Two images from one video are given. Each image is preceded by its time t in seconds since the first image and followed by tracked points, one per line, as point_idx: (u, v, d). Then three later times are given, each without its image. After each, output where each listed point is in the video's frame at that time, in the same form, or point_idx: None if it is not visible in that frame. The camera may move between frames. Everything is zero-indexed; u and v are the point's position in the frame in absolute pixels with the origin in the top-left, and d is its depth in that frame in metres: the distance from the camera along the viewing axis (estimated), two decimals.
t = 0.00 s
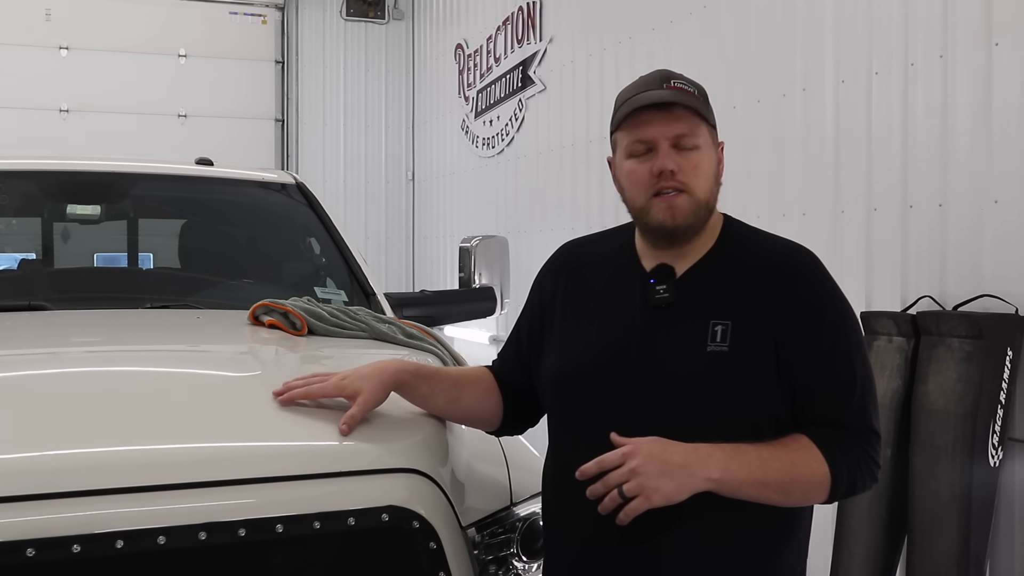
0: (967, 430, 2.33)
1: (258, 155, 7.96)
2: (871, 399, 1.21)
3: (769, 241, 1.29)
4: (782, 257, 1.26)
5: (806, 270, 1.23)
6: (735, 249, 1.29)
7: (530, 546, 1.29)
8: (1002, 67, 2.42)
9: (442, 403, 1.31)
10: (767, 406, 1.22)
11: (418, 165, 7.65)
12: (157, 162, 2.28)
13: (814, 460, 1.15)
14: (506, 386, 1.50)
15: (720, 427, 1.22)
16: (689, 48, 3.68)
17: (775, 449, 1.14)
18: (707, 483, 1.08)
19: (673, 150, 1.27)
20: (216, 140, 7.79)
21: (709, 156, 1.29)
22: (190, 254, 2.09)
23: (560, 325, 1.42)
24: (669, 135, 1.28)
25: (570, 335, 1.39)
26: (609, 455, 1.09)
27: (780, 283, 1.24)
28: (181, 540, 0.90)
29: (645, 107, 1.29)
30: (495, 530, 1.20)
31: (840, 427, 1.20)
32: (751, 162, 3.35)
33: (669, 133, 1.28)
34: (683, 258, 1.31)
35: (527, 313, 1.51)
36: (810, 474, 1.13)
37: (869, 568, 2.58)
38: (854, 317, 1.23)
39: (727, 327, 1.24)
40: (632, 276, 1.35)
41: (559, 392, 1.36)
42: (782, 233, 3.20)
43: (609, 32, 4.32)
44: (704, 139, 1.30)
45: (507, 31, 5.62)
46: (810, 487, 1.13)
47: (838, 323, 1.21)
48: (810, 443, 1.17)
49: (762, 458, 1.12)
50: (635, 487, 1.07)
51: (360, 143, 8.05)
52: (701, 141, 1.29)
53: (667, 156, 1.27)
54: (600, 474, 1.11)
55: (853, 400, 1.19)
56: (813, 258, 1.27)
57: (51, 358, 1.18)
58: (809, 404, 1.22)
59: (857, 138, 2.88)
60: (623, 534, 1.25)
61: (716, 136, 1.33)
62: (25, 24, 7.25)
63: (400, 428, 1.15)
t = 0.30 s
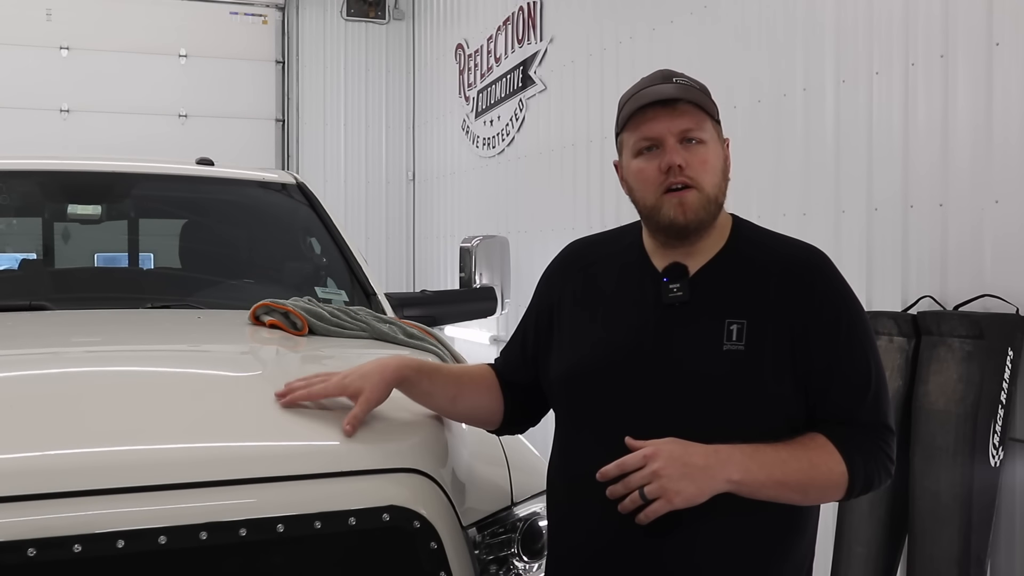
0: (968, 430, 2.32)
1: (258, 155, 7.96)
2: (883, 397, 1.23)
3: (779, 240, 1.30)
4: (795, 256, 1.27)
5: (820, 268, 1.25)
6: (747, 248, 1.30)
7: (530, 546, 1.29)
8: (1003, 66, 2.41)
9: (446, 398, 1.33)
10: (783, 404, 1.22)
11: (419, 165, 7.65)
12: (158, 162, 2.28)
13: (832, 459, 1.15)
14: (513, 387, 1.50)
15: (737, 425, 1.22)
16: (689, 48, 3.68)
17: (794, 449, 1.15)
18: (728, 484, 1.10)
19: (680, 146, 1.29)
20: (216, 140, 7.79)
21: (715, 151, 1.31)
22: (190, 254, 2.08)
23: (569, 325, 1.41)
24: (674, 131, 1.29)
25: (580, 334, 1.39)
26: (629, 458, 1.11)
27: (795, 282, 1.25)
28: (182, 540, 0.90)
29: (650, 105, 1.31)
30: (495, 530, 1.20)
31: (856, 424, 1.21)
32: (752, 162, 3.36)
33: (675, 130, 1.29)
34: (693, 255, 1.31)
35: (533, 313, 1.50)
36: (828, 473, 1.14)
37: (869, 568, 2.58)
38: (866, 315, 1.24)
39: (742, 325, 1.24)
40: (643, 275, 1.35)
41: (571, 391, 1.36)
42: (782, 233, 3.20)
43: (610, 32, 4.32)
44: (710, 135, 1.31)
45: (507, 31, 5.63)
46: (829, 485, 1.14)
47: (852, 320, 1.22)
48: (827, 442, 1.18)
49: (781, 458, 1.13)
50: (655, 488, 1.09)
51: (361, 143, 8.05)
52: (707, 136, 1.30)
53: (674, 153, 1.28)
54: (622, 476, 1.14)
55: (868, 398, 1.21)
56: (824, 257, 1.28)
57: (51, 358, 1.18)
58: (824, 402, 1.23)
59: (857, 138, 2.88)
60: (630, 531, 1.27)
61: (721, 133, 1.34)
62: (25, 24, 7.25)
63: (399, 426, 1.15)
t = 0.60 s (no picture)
0: (968, 430, 2.32)
1: (258, 155, 7.96)
2: (886, 394, 1.23)
3: (781, 239, 1.31)
4: (797, 254, 1.27)
5: (822, 266, 1.26)
6: (749, 247, 1.30)
7: (530, 546, 1.28)
8: (1003, 67, 2.42)
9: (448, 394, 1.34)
10: (786, 402, 1.23)
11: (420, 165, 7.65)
12: (157, 162, 2.28)
13: (836, 456, 1.16)
14: (514, 388, 1.50)
15: (740, 423, 1.22)
16: (690, 49, 3.68)
17: (798, 446, 1.15)
18: (732, 481, 1.09)
19: (677, 147, 1.29)
20: (216, 140, 7.79)
21: (714, 151, 1.31)
22: (191, 254, 2.08)
23: (571, 325, 1.42)
24: (671, 131, 1.30)
25: (582, 334, 1.39)
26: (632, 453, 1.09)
27: (797, 278, 1.25)
28: (182, 539, 0.90)
29: (647, 107, 1.31)
30: (495, 529, 1.21)
31: (858, 421, 1.21)
32: (752, 162, 3.36)
33: (673, 130, 1.30)
34: (693, 255, 1.31)
35: (535, 314, 1.51)
36: (832, 471, 1.14)
37: (870, 568, 2.58)
38: (868, 312, 1.25)
39: (745, 323, 1.25)
40: (645, 274, 1.35)
41: (573, 391, 1.36)
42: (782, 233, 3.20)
43: (610, 32, 4.33)
44: (708, 134, 1.31)
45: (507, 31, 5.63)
46: (832, 482, 1.14)
47: (855, 318, 1.23)
48: (830, 438, 1.19)
49: (786, 455, 1.13)
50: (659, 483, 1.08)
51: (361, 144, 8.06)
52: (705, 136, 1.31)
53: (671, 153, 1.29)
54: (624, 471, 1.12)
55: (870, 395, 1.21)
56: (827, 256, 1.29)
57: (52, 358, 1.18)
58: (826, 400, 1.23)
59: (858, 138, 2.89)
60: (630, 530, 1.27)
61: (720, 133, 1.34)
62: (26, 24, 7.26)
63: (399, 425, 1.15)
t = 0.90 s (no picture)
0: (968, 431, 2.32)
1: (259, 155, 7.96)
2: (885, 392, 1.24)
3: (778, 238, 1.31)
4: (794, 253, 1.28)
5: (818, 265, 1.26)
6: (746, 247, 1.31)
7: (530, 546, 1.28)
8: (1003, 67, 2.42)
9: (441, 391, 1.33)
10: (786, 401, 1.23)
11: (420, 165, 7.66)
12: (158, 162, 2.28)
13: (845, 449, 1.16)
14: (513, 390, 1.50)
15: (741, 422, 1.22)
16: (690, 49, 3.68)
17: (809, 437, 1.16)
18: (747, 470, 1.09)
19: (672, 148, 1.29)
20: (216, 139, 7.79)
21: (708, 151, 1.31)
22: (191, 254, 2.08)
23: (568, 327, 1.42)
24: (666, 133, 1.29)
25: (580, 335, 1.39)
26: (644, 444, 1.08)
27: (794, 277, 1.26)
28: (181, 539, 0.91)
29: (640, 109, 1.31)
30: (495, 530, 1.20)
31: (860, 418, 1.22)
32: (752, 162, 3.36)
33: (667, 132, 1.30)
34: (691, 255, 1.31)
35: (532, 316, 1.51)
36: (842, 463, 1.15)
37: (870, 568, 2.58)
38: (865, 310, 1.25)
39: (744, 323, 1.25)
40: (642, 275, 1.35)
41: (573, 392, 1.36)
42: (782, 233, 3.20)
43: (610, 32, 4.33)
44: (703, 135, 1.31)
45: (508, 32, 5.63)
46: (841, 474, 1.15)
47: (853, 316, 1.23)
48: (839, 431, 1.19)
49: (798, 446, 1.13)
50: (674, 472, 1.07)
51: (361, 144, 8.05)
52: (698, 136, 1.31)
53: (666, 154, 1.29)
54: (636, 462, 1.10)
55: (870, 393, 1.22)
56: (823, 255, 1.29)
57: (52, 358, 1.18)
58: (826, 398, 1.24)
59: (858, 139, 2.89)
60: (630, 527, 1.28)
61: (714, 133, 1.34)
62: (26, 24, 7.26)
63: (398, 426, 1.15)
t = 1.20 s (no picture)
0: (969, 431, 2.32)
1: (259, 155, 7.96)
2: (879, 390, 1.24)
3: (771, 236, 1.31)
4: (787, 252, 1.28)
5: (811, 262, 1.26)
6: (738, 247, 1.30)
7: (530, 546, 1.27)
8: (1004, 67, 2.41)
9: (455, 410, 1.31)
10: (779, 400, 1.23)
11: (421, 165, 7.65)
12: (158, 162, 2.28)
13: (833, 449, 1.17)
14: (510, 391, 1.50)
15: (735, 423, 1.22)
16: (690, 49, 3.68)
17: (796, 438, 1.15)
18: (730, 472, 1.09)
19: (661, 150, 1.30)
20: (217, 139, 7.79)
21: (698, 152, 1.32)
22: (192, 254, 2.08)
23: (562, 328, 1.42)
24: (656, 134, 1.30)
25: (574, 337, 1.39)
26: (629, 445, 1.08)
27: (786, 276, 1.26)
28: (182, 540, 0.90)
29: (631, 109, 1.32)
30: (496, 530, 1.20)
31: (854, 416, 1.22)
32: (753, 162, 3.36)
33: (658, 133, 1.30)
34: (683, 255, 1.32)
35: (529, 320, 1.51)
36: (830, 462, 1.15)
37: (870, 568, 2.58)
38: (856, 309, 1.25)
39: (736, 323, 1.25)
40: (635, 276, 1.35)
41: (567, 394, 1.36)
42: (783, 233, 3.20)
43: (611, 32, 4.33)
44: (693, 137, 1.32)
45: (508, 32, 5.63)
46: (829, 474, 1.15)
47: (845, 314, 1.23)
48: (827, 432, 1.19)
49: (783, 448, 1.13)
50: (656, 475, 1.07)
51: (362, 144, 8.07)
52: (688, 137, 1.31)
53: (654, 156, 1.30)
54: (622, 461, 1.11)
55: (863, 391, 1.22)
56: (815, 253, 1.29)
57: (52, 359, 1.18)
58: (819, 397, 1.24)
59: (858, 139, 2.89)
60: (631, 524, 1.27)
61: (706, 134, 1.35)
62: (27, 25, 7.26)
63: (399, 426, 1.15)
